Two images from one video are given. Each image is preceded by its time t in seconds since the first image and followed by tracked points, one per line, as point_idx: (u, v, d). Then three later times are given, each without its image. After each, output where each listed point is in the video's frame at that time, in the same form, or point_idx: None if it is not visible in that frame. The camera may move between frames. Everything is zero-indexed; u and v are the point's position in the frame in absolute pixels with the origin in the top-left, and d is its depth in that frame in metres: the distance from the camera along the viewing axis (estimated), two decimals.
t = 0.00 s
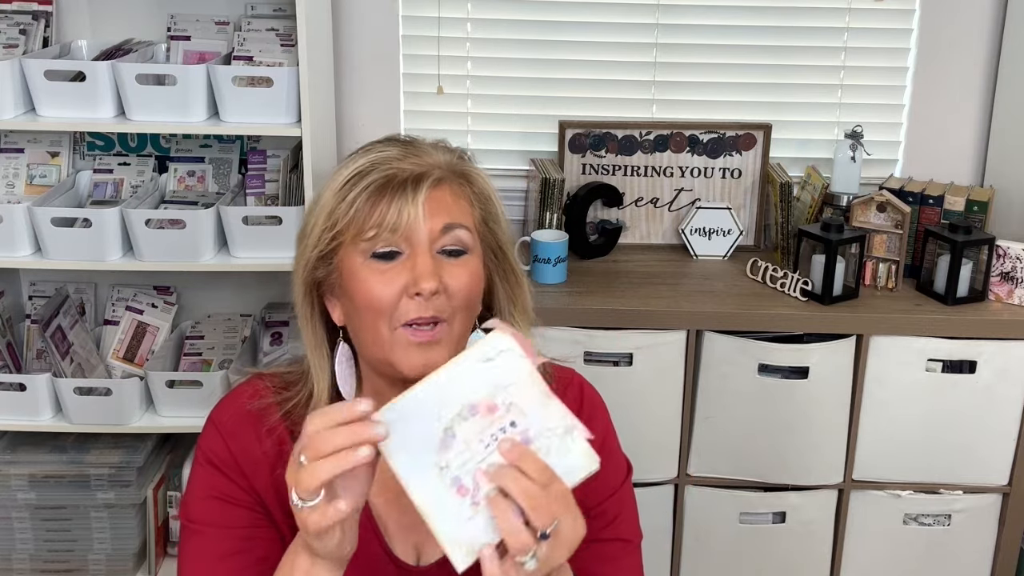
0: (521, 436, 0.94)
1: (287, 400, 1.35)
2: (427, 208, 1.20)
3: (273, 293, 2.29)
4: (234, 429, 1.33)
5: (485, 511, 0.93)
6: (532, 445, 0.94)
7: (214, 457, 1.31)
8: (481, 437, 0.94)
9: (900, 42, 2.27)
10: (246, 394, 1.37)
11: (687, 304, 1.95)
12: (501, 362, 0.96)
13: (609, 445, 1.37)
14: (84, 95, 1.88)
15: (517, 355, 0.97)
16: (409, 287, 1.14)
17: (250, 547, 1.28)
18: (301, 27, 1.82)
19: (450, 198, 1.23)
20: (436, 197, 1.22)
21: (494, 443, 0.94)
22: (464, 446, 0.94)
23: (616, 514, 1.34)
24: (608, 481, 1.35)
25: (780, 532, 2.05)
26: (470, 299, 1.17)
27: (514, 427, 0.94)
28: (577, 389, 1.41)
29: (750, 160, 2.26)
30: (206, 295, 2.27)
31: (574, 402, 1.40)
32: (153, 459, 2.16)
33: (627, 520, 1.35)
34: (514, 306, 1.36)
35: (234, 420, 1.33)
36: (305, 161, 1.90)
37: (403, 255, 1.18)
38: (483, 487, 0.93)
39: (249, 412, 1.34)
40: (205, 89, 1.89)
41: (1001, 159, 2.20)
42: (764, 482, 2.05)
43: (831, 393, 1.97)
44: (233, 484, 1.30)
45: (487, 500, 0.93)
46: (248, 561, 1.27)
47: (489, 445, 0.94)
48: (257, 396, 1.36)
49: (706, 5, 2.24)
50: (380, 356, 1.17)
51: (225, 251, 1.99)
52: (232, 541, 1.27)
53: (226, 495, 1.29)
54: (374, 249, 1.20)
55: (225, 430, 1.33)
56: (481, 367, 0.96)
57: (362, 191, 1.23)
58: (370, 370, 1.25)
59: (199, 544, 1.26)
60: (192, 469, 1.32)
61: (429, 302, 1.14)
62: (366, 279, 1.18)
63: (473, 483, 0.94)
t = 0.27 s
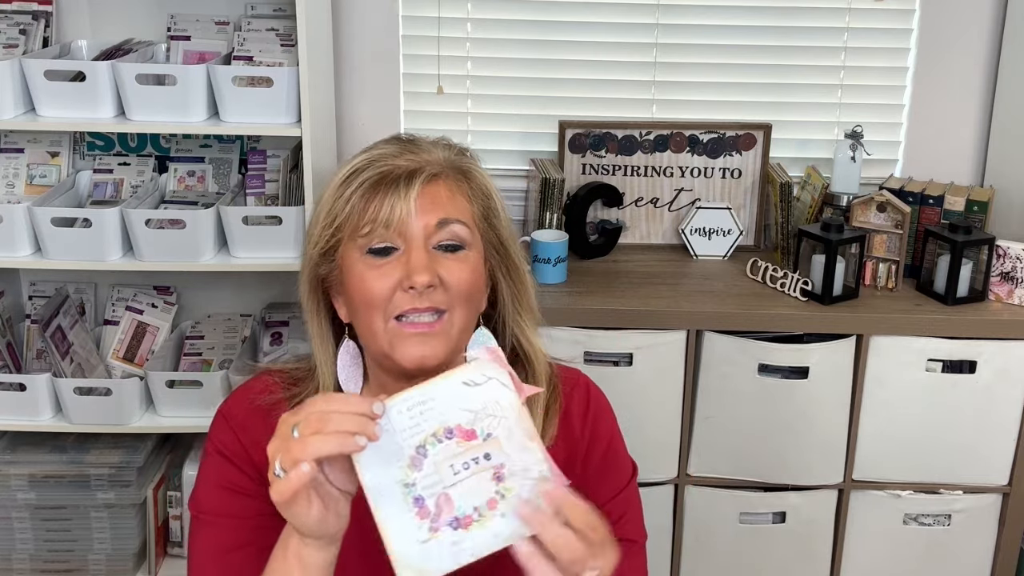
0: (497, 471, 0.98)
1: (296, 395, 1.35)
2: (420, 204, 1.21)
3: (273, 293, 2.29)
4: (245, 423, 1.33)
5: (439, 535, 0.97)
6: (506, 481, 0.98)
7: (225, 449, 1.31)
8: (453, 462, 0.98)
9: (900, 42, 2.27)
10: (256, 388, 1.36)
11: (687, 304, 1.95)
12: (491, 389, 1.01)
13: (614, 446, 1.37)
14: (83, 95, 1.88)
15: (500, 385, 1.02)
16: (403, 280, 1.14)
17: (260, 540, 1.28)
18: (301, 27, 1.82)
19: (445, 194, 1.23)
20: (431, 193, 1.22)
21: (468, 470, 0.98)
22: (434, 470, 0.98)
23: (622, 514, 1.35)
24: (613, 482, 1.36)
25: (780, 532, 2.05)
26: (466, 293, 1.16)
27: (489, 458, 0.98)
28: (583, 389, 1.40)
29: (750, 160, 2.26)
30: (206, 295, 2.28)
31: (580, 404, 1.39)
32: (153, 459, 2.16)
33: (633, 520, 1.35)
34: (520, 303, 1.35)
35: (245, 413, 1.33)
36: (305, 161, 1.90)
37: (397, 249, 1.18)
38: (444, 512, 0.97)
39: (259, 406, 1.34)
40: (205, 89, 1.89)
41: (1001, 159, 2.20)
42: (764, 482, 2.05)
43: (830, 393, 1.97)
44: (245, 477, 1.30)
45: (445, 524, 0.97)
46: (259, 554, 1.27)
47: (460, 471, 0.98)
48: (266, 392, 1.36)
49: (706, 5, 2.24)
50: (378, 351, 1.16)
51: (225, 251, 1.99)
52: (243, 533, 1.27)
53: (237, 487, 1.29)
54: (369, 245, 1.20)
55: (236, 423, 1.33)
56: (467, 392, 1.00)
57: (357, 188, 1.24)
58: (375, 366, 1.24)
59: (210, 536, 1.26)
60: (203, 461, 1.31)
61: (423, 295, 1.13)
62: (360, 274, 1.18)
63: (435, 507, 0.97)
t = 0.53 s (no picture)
0: (497, 477, 1.00)
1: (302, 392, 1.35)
2: (426, 202, 1.21)
3: (273, 293, 2.29)
4: (251, 419, 1.33)
5: (428, 525, 0.98)
6: (505, 488, 1.00)
7: (231, 445, 1.31)
8: (456, 459, 1.00)
9: (900, 42, 2.27)
10: (262, 385, 1.37)
11: (687, 305, 1.95)
12: (510, 396, 1.02)
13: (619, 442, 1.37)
14: (84, 95, 1.88)
15: (521, 396, 1.02)
16: (404, 278, 1.14)
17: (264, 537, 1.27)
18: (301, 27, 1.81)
19: (451, 193, 1.23)
20: (436, 192, 1.22)
21: (471, 470, 0.99)
22: (437, 462, 0.99)
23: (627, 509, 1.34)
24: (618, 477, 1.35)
25: (780, 532, 2.05)
26: (467, 293, 1.16)
27: (493, 463, 1.00)
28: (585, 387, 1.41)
29: (750, 160, 2.26)
30: (206, 295, 2.27)
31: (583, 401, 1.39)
32: (153, 459, 2.16)
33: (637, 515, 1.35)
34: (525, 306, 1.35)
35: (252, 410, 1.33)
36: (305, 161, 1.90)
37: (401, 246, 1.18)
38: (438, 504, 0.99)
39: (266, 404, 1.34)
40: (205, 89, 1.89)
41: (1001, 159, 2.20)
42: (764, 482, 2.05)
43: (830, 394, 1.97)
44: (250, 473, 1.30)
45: (436, 517, 0.99)
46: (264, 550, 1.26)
47: (462, 470, 0.99)
48: (272, 389, 1.36)
49: (706, 5, 2.24)
50: (378, 347, 1.17)
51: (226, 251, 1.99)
52: (248, 530, 1.26)
53: (241, 483, 1.29)
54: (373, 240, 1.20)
55: (241, 418, 1.33)
56: (486, 393, 1.01)
57: (364, 184, 1.24)
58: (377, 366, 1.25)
59: (214, 528, 1.25)
60: (207, 457, 1.31)
61: (424, 294, 1.14)
62: (363, 269, 1.18)
63: (431, 498, 0.99)
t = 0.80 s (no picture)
0: (568, 456, 0.98)
1: (306, 393, 1.35)
2: (406, 203, 1.21)
3: (273, 293, 2.29)
4: (253, 423, 1.32)
5: (490, 475, 0.98)
6: (572, 468, 0.98)
7: (233, 450, 1.30)
8: (538, 425, 0.98)
9: (900, 42, 2.27)
10: (265, 388, 1.37)
11: (687, 305, 1.95)
12: (605, 390, 0.97)
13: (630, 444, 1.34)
14: (83, 95, 1.88)
15: (616, 393, 0.97)
16: (388, 280, 1.14)
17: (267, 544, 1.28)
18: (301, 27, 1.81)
19: (430, 193, 1.23)
20: (414, 193, 1.23)
21: (547, 441, 0.98)
22: (519, 419, 0.99)
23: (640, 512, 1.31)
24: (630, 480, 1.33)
25: (780, 532, 2.05)
26: (453, 293, 1.16)
27: (570, 441, 0.98)
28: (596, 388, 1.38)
29: (750, 160, 2.26)
30: (206, 295, 2.28)
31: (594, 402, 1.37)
32: (153, 459, 2.16)
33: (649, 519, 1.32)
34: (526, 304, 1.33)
35: (254, 415, 1.33)
36: (305, 161, 1.90)
37: (383, 250, 1.19)
38: (506, 458, 0.99)
39: (268, 408, 1.34)
40: (205, 89, 1.89)
41: (1001, 159, 2.20)
42: (764, 482, 2.05)
43: (830, 394, 1.97)
44: (252, 479, 1.30)
45: (500, 469, 0.98)
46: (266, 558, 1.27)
47: (538, 437, 0.98)
48: (275, 391, 1.36)
49: (706, 5, 2.24)
50: (372, 352, 1.16)
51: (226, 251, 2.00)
52: (250, 538, 1.27)
53: (243, 490, 1.29)
54: (359, 246, 1.20)
55: (243, 422, 1.32)
56: (581, 376, 0.97)
57: (344, 191, 1.26)
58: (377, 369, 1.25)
59: (217, 537, 1.26)
60: (210, 462, 1.31)
61: (408, 295, 1.13)
62: (350, 275, 1.18)
63: (502, 450, 0.99)
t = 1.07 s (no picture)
0: (602, 391, 1.05)
1: (304, 395, 1.36)
2: (393, 220, 1.21)
3: (273, 293, 2.29)
4: (254, 424, 1.33)
5: (534, 415, 1.05)
6: (606, 403, 1.05)
7: (234, 451, 1.31)
8: (573, 364, 1.05)
9: (900, 42, 2.27)
10: (264, 388, 1.37)
11: (687, 305, 1.95)
12: (635, 330, 1.04)
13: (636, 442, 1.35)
14: (83, 95, 1.88)
15: (643, 333, 1.04)
16: (364, 298, 1.16)
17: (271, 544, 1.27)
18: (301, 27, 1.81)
19: (420, 211, 1.22)
20: (403, 210, 1.22)
21: (582, 378, 1.05)
22: (557, 360, 1.05)
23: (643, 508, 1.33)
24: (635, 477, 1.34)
25: (780, 532, 2.05)
26: (429, 318, 1.17)
27: (603, 379, 1.05)
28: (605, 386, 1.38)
29: (750, 160, 2.26)
30: (206, 295, 2.27)
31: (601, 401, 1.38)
32: (153, 459, 2.16)
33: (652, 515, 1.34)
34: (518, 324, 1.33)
35: (255, 416, 1.33)
36: (305, 161, 1.89)
37: (367, 264, 1.20)
38: (547, 396, 1.05)
39: (268, 409, 1.34)
40: (205, 89, 1.89)
41: (1001, 159, 2.20)
42: (764, 482, 2.05)
43: (830, 394, 1.97)
44: (253, 479, 1.29)
45: (542, 406, 1.05)
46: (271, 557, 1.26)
47: (575, 375, 1.05)
48: (274, 391, 1.36)
49: (706, 5, 2.24)
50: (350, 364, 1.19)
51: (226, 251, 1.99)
52: (254, 538, 1.26)
53: (245, 490, 1.29)
54: (346, 256, 1.22)
55: (244, 423, 1.32)
56: (616, 321, 1.05)
57: (339, 198, 1.26)
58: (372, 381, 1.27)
59: (220, 538, 1.26)
60: (212, 464, 1.31)
61: (382, 316, 1.15)
62: (335, 285, 1.21)
63: (544, 388, 1.06)
